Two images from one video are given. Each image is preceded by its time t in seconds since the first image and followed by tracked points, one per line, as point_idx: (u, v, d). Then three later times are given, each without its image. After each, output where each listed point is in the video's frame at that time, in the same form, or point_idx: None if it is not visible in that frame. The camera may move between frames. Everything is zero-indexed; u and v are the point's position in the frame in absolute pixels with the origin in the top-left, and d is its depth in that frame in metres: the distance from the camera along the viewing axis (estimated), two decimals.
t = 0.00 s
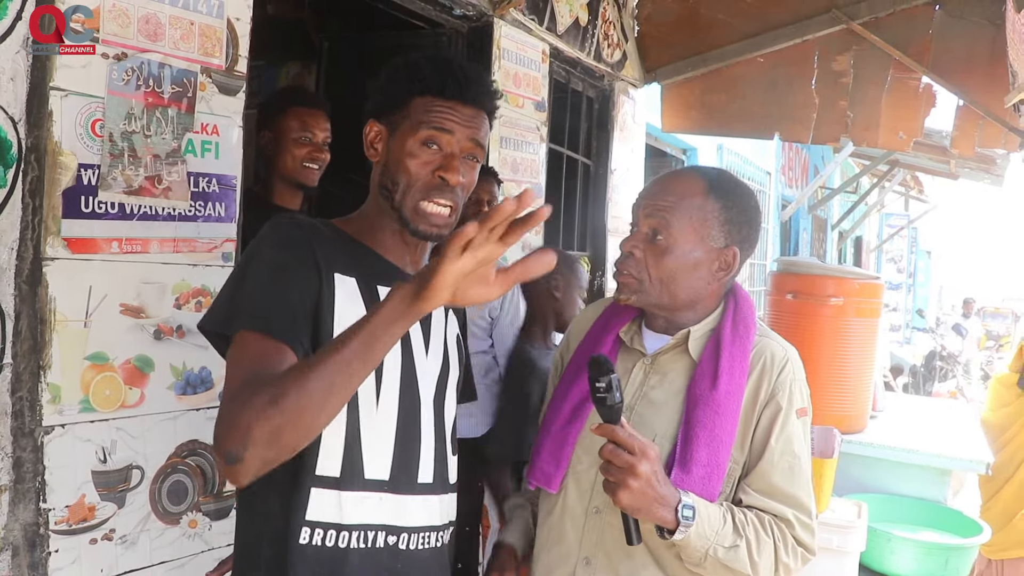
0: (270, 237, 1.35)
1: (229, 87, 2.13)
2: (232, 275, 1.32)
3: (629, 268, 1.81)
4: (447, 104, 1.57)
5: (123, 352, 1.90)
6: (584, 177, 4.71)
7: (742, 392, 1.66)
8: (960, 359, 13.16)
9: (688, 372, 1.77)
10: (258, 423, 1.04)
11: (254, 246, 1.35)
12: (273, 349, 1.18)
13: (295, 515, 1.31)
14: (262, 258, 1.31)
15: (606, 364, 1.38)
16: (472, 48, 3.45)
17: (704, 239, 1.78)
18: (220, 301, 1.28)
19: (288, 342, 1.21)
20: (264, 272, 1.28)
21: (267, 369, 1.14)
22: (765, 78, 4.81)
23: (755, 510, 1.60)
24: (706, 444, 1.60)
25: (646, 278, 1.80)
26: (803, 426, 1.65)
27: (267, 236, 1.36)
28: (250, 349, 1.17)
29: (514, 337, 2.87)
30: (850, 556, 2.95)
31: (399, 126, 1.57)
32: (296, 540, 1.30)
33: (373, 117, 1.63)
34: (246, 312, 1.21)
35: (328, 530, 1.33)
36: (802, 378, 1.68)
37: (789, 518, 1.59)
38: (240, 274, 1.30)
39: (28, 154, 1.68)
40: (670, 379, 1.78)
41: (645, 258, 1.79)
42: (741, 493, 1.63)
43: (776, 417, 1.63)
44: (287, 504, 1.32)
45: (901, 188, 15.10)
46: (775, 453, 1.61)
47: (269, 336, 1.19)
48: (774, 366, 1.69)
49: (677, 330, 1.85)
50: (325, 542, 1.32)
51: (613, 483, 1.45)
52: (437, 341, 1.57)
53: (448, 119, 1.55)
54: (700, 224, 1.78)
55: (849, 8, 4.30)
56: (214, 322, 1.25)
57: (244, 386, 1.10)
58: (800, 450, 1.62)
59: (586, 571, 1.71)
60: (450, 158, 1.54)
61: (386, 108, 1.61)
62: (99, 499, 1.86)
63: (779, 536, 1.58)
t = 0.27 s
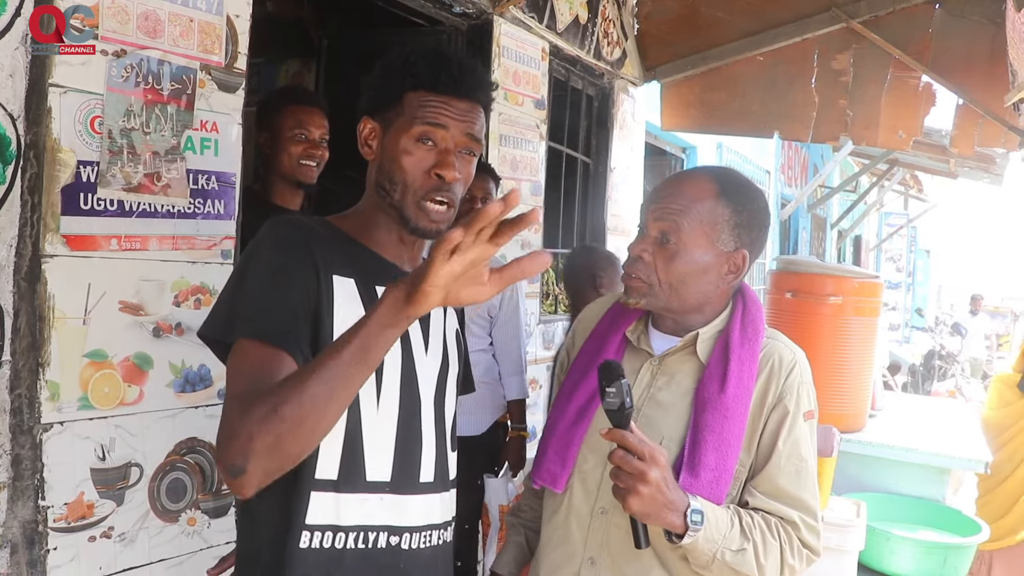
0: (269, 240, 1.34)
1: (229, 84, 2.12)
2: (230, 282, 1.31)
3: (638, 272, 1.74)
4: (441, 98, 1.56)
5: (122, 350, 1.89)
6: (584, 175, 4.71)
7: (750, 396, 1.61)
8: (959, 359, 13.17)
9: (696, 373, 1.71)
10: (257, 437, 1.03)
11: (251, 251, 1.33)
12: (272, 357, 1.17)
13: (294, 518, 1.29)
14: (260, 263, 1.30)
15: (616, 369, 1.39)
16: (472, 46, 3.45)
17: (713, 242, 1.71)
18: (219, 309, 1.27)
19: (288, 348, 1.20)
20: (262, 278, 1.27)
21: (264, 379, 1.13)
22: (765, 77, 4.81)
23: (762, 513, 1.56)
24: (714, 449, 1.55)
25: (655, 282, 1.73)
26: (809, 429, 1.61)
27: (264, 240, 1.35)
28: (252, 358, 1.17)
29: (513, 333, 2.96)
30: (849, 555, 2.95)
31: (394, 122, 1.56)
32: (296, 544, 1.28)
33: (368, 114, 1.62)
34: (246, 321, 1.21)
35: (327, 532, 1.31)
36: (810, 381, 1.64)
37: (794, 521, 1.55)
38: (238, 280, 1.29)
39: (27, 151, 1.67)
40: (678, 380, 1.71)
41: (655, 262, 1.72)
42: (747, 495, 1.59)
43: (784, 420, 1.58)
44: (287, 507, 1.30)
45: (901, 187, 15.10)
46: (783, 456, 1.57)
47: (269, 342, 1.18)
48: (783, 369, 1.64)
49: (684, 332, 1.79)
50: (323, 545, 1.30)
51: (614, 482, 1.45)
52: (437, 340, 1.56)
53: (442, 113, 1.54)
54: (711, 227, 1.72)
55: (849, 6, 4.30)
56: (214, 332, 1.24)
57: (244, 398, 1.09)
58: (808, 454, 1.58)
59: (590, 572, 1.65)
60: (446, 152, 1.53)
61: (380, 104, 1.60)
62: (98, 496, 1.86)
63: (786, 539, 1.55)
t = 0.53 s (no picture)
0: (271, 251, 1.32)
1: (229, 87, 2.12)
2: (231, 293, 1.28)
3: (643, 276, 1.73)
4: (446, 101, 1.56)
5: (122, 354, 1.89)
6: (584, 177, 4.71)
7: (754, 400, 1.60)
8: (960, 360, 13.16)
9: (699, 378, 1.70)
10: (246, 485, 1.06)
11: (252, 264, 1.30)
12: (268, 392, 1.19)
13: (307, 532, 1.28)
14: (262, 280, 1.27)
15: (621, 379, 1.41)
16: (472, 48, 3.45)
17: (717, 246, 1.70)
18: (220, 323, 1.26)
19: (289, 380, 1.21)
20: (264, 298, 1.25)
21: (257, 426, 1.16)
22: (765, 79, 4.81)
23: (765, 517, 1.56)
24: (718, 454, 1.54)
25: (660, 288, 1.72)
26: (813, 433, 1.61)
27: (265, 253, 1.32)
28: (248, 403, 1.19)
29: (513, 335, 2.98)
30: (850, 557, 2.95)
31: (398, 124, 1.55)
32: (314, 557, 1.28)
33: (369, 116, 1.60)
34: (247, 347, 1.21)
35: (345, 545, 1.31)
36: (814, 385, 1.64)
37: (798, 525, 1.54)
38: (240, 295, 1.26)
39: (27, 154, 1.67)
40: (681, 385, 1.71)
41: (660, 267, 1.71)
42: (751, 499, 1.59)
43: (787, 424, 1.58)
44: (296, 524, 1.28)
45: (901, 189, 15.10)
46: (786, 461, 1.56)
47: (269, 375, 1.20)
48: (786, 373, 1.63)
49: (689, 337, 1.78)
50: (341, 558, 1.30)
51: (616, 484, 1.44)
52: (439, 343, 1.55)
53: (448, 114, 1.55)
54: (716, 231, 1.70)
55: (849, 8, 4.28)
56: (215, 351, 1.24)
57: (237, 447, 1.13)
58: (811, 458, 1.58)
59: None
60: (453, 154, 1.54)
61: (381, 106, 1.58)
62: (98, 500, 1.86)
63: (790, 543, 1.54)
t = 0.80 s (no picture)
0: (280, 242, 1.30)
1: (229, 84, 2.12)
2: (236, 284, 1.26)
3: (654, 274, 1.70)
4: (435, 77, 1.55)
5: (121, 351, 1.89)
6: (584, 175, 4.70)
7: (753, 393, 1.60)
8: (959, 359, 13.16)
9: (697, 373, 1.69)
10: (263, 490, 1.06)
11: (260, 255, 1.28)
12: (274, 386, 1.17)
13: (315, 520, 1.29)
14: (269, 271, 1.25)
15: (620, 369, 1.40)
16: (472, 46, 3.45)
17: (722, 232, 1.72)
18: (225, 314, 1.24)
19: (295, 369, 1.19)
20: (271, 287, 1.23)
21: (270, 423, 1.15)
22: (766, 77, 4.81)
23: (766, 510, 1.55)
24: (719, 447, 1.54)
25: (672, 284, 1.70)
26: (813, 426, 1.61)
27: (272, 244, 1.30)
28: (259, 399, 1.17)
29: (513, 334, 2.97)
30: (850, 555, 2.95)
31: (393, 110, 1.51)
32: (318, 545, 1.28)
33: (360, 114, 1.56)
34: (254, 336, 1.18)
35: (351, 536, 1.31)
36: (813, 376, 1.63)
37: (800, 516, 1.54)
38: (246, 285, 1.24)
39: (27, 152, 1.67)
40: (680, 381, 1.69)
41: (671, 262, 1.69)
42: (752, 492, 1.58)
43: (786, 417, 1.58)
44: (306, 510, 1.29)
45: (901, 188, 15.09)
46: (786, 453, 1.56)
47: (276, 367, 1.18)
48: (785, 365, 1.63)
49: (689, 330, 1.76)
50: (345, 548, 1.30)
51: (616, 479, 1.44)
52: (445, 338, 1.54)
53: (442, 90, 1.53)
54: (717, 220, 1.72)
55: (850, 6, 4.31)
56: (220, 341, 1.21)
57: (247, 443, 1.11)
58: (811, 449, 1.57)
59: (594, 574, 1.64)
60: (454, 125, 1.53)
61: (370, 101, 1.53)
62: (98, 498, 1.85)
63: (792, 535, 1.53)
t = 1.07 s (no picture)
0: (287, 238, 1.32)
1: (229, 84, 2.12)
2: (247, 282, 1.29)
3: (656, 270, 1.68)
4: (431, 70, 1.56)
5: (122, 352, 1.89)
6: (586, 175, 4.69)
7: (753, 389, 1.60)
8: (960, 359, 13.13)
9: (697, 372, 1.69)
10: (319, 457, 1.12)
11: (267, 251, 1.30)
12: (302, 367, 1.20)
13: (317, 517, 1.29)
14: (277, 267, 1.27)
15: (622, 366, 1.41)
16: (473, 46, 3.44)
17: (720, 228, 1.72)
18: (238, 312, 1.27)
19: (316, 354, 1.21)
20: (280, 282, 1.25)
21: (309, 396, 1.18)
22: (767, 77, 4.80)
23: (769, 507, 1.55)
24: (721, 444, 1.54)
25: (676, 282, 1.68)
26: (812, 421, 1.61)
27: (279, 239, 1.32)
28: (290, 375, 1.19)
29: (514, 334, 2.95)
30: (852, 556, 2.94)
31: (392, 103, 1.51)
32: (319, 543, 1.29)
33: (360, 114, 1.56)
34: (268, 330, 1.21)
35: (350, 534, 1.31)
36: (811, 372, 1.64)
37: (802, 512, 1.54)
38: (256, 282, 1.27)
39: (27, 152, 1.67)
40: (679, 380, 1.69)
41: (672, 259, 1.68)
42: (754, 489, 1.58)
43: (786, 413, 1.58)
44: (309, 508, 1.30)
45: (903, 188, 15.08)
46: (787, 449, 1.56)
47: (304, 351, 1.20)
48: (783, 362, 1.63)
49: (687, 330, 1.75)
50: (345, 547, 1.30)
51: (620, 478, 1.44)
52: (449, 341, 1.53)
53: (438, 78, 1.53)
54: (717, 219, 1.71)
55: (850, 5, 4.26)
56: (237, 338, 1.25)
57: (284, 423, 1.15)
58: (811, 444, 1.58)
59: None
60: (451, 107, 1.50)
61: (370, 101, 1.54)
62: (99, 498, 1.85)
63: (795, 531, 1.53)
